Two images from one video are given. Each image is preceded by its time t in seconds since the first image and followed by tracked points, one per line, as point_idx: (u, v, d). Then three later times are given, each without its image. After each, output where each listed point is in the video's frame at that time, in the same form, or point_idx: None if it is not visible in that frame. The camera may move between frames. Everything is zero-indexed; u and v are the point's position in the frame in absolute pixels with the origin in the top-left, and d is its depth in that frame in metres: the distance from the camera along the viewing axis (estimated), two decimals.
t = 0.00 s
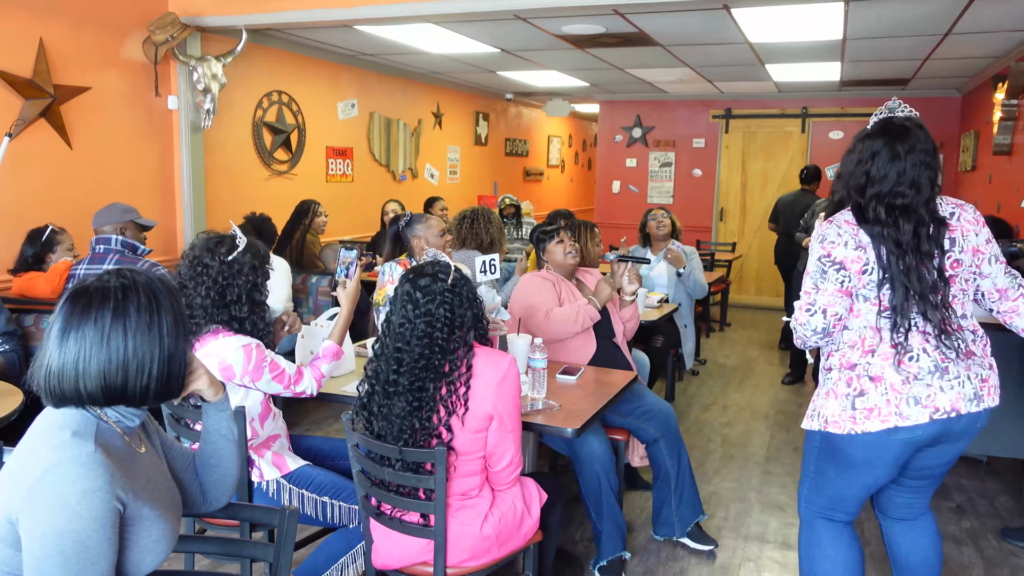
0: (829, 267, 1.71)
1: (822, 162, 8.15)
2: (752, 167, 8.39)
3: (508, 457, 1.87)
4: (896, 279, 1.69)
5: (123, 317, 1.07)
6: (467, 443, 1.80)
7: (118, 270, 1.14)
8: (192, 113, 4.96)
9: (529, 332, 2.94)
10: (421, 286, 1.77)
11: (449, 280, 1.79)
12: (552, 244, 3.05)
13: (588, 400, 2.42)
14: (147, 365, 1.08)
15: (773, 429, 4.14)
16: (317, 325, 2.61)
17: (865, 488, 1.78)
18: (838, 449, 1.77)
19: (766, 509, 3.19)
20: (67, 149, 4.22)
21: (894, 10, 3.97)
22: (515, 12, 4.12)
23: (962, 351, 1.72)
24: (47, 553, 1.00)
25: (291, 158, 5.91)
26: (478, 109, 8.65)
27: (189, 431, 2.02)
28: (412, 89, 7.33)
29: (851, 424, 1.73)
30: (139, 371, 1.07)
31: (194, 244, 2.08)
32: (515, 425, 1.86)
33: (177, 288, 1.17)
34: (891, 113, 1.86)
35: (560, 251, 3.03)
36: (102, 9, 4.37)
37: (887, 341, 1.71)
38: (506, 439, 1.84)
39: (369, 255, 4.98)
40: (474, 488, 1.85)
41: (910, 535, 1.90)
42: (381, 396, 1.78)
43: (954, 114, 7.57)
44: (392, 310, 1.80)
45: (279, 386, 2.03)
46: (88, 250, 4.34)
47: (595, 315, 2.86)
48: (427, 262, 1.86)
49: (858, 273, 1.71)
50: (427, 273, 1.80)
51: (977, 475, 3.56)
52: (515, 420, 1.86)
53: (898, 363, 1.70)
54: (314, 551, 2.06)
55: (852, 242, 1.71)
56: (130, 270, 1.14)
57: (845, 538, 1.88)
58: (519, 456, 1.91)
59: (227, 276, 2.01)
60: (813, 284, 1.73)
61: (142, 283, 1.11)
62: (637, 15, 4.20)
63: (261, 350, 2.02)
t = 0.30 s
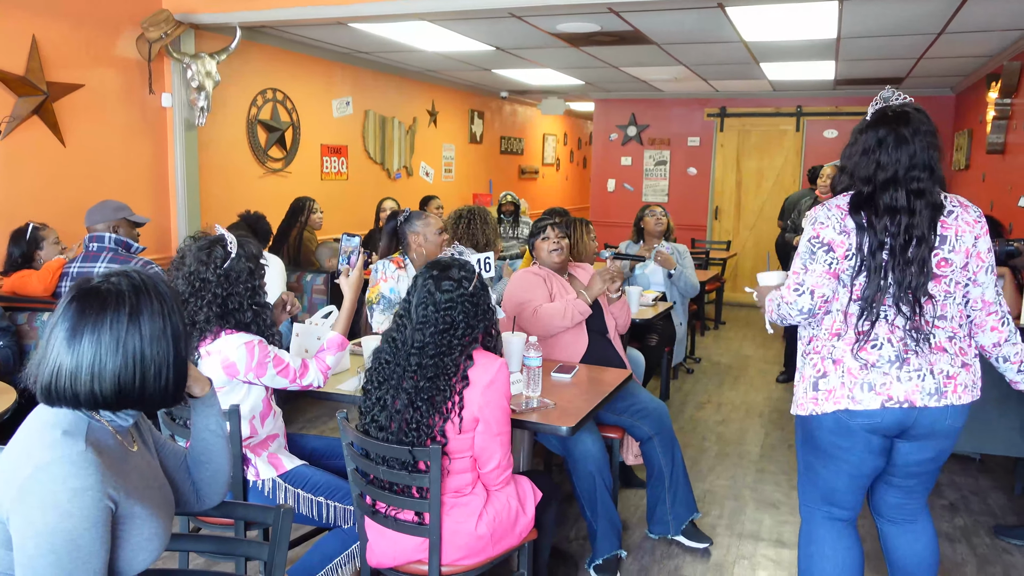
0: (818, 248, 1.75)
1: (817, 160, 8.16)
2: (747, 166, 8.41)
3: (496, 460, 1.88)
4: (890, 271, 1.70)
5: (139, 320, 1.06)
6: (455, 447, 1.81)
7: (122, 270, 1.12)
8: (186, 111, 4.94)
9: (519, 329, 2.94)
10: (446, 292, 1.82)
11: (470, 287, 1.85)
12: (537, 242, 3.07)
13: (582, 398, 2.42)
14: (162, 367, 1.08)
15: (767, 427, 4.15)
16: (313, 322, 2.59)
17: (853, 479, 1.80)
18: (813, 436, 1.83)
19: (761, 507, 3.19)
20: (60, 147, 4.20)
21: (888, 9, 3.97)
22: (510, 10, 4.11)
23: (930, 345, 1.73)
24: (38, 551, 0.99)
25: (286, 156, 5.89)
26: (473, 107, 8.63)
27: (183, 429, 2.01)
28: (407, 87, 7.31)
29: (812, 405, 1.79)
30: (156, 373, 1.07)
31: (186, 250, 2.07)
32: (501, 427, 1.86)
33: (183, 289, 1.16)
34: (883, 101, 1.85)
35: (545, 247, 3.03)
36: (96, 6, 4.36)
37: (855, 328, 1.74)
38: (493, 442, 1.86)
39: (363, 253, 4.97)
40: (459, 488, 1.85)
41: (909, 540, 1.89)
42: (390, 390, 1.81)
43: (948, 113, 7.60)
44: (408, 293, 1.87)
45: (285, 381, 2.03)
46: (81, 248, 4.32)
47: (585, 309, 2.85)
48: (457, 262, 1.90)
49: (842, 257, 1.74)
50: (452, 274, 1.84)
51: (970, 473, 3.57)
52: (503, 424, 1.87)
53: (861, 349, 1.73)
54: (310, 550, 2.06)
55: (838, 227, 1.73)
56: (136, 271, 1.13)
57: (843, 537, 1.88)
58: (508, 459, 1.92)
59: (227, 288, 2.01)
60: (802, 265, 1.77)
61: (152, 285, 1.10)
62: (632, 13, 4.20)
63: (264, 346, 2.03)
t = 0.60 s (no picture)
0: (816, 233, 1.72)
1: (813, 162, 8.18)
2: (743, 168, 8.43)
3: (485, 456, 1.89)
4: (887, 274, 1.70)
5: (116, 321, 1.06)
6: (446, 442, 1.83)
7: (108, 271, 1.13)
8: (183, 114, 4.94)
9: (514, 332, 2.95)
10: (445, 300, 1.84)
11: (468, 298, 1.87)
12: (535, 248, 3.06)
13: (579, 400, 2.42)
14: (142, 366, 1.07)
15: (764, 429, 4.15)
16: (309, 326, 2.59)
17: (838, 481, 1.80)
18: (798, 437, 1.84)
19: (758, 508, 3.20)
20: (56, 151, 4.20)
21: (883, 11, 3.99)
22: (506, 13, 4.12)
23: (918, 355, 1.74)
24: (39, 556, 0.99)
25: (282, 159, 5.90)
26: (470, 109, 8.64)
27: (179, 433, 2.01)
28: (403, 90, 7.32)
29: (798, 404, 1.79)
30: (135, 372, 1.07)
31: (207, 253, 2.04)
32: (488, 425, 1.87)
33: (169, 289, 1.16)
34: (869, 111, 1.85)
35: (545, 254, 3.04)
36: (92, 9, 4.36)
37: (847, 330, 1.74)
38: (480, 437, 1.86)
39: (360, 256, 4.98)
40: (448, 491, 1.85)
41: (891, 539, 1.90)
42: (380, 387, 1.80)
43: (943, 115, 7.63)
44: (403, 294, 1.89)
45: (277, 391, 2.03)
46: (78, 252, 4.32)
47: (576, 313, 2.82)
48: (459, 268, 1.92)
49: (840, 254, 1.72)
50: (452, 283, 1.86)
51: (966, 473, 3.58)
52: (490, 419, 1.87)
53: (850, 352, 1.74)
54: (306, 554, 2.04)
55: (847, 225, 1.72)
56: (121, 272, 1.13)
57: (833, 539, 1.88)
58: (497, 454, 1.94)
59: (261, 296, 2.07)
60: (795, 237, 1.74)
61: (133, 285, 1.09)
62: (627, 16, 4.21)
63: (258, 354, 2.02)
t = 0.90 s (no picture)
0: (836, 208, 1.68)
1: (809, 157, 8.19)
2: (739, 163, 8.43)
3: (483, 444, 1.88)
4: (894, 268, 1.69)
5: (124, 320, 1.05)
6: (445, 434, 1.82)
7: (109, 270, 1.12)
8: (177, 110, 4.93)
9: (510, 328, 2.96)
10: (424, 289, 1.81)
11: (447, 284, 1.85)
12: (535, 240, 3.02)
13: (575, 395, 2.42)
14: (147, 366, 1.07)
15: (760, 423, 4.16)
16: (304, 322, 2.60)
17: (842, 472, 1.81)
18: (798, 433, 1.84)
19: (754, 502, 3.20)
20: (50, 147, 4.18)
21: (878, 6, 3.99)
22: (501, 7, 4.11)
23: (916, 347, 1.73)
24: (27, 554, 0.99)
25: (277, 155, 5.88)
26: (466, 105, 8.63)
27: (174, 429, 2.01)
28: (399, 85, 7.30)
29: (792, 386, 1.80)
30: (140, 372, 1.06)
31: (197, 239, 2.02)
32: (485, 414, 1.87)
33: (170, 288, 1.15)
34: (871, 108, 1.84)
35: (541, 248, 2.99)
36: (85, 5, 4.33)
37: (850, 316, 1.72)
38: (477, 426, 1.86)
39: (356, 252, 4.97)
40: (445, 483, 1.85)
41: (888, 533, 1.92)
42: (373, 379, 1.81)
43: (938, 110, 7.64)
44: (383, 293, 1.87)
45: (279, 377, 2.03)
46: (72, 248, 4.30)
47: (577, 317, 2.85)
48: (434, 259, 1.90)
49: (853, 242, 1.68)
50: (429, 272, 1.84)
51: (962, 467, 3.59)
52: (486, 407, 1.87)
53: (851, 339, 1.72)
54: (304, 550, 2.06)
55: (871, 213, 1.67)
56: (123, 270, 1.12)
57: (831, 534, 1.88)
58: (495, 443, 1.94)
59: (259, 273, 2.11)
60: (817, 202, 1.68)
61: (137, 285, 1.09)
62: (623, 10, 4.20)
63: (258, 341, 2.02)
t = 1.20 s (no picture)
0: (851, 206, 1.67)
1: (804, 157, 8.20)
2: (734, 163, 8.44)
3: (484, 448, 1.90)
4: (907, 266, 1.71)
5: (109, 316, 1.05)
6: (448, 436, 1.84)
7: (95, 268, 1.11)
8: (173, 110, 4.92)
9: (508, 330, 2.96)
10: (425, 286, 1.81)
11: (448, 280, 1.84)
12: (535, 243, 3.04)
13: (571, 395, 2.42)
14: (137, 360, 1.06)
15: (756, 423, 4.16)
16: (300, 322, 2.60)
17: (846, 476, 1.81)
18: (807, 434, 1.83)
19: (750, 502, 3.21)
20: (44, 147, 4.17)
21: (873, 7, 4.00)
22: (497, 8, 4.11)
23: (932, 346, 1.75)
24: (25, 554, 0.98)
25: (273, 155, 5.88)
26: (462, 105, 8.63)
27: (170, 430, 2.01)
28: (395, 86, 7.30)
29: (811, 388, 1.78)
30: (130, 367, 1.06)
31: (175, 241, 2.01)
32: (489, 417, 1.89)
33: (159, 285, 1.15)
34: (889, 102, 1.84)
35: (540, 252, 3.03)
36: (80, 5, 4.32)
37: (869, 316, 1.72)
38: (479, 428, 1.87)
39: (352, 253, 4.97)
40: (443, 485, 1.86)
41: (884, 532, 1.93)
42: (375, 376, 1.80)
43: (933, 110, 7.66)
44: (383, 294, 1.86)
45: (269, 376, 2.01)
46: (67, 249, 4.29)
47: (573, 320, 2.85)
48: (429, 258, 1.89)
49: (869, 241, 1.68)
50: (428, 270, 1.83)
51: (957, 467, 3.60)
52: (490, 410, 1.89)
53: (872, 339, 1.72)
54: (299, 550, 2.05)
55: (886, 212, 1.67)
56: (108, 268, 1.11)
57: (831, 534, 1.89)
58: (496, 447, 1.94)
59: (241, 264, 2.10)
60: (830, 200, 1.68)
61: (123, 281, 1.09)
62: (618, 11, 4.21)
63: (249, 337, 2.02)
